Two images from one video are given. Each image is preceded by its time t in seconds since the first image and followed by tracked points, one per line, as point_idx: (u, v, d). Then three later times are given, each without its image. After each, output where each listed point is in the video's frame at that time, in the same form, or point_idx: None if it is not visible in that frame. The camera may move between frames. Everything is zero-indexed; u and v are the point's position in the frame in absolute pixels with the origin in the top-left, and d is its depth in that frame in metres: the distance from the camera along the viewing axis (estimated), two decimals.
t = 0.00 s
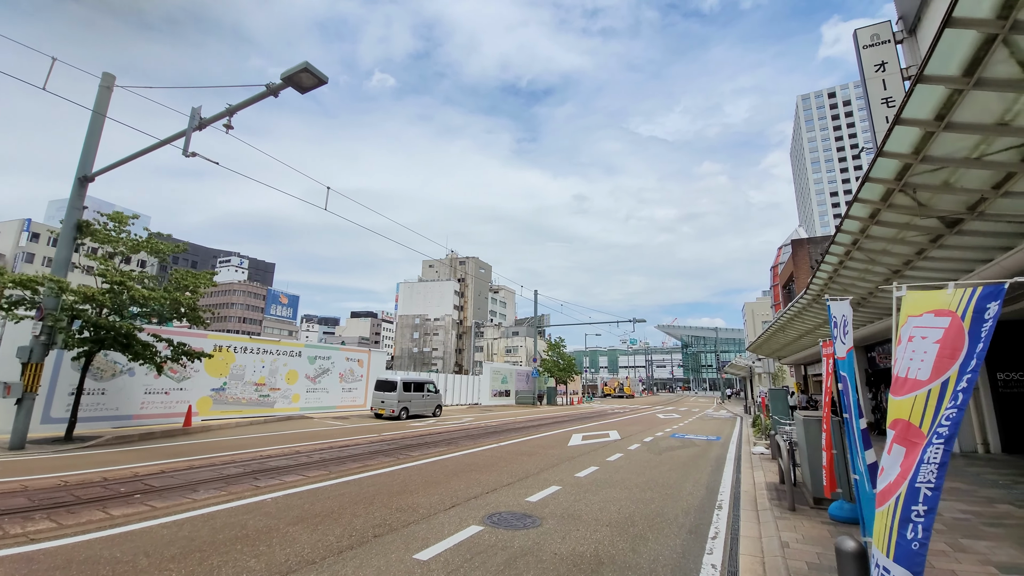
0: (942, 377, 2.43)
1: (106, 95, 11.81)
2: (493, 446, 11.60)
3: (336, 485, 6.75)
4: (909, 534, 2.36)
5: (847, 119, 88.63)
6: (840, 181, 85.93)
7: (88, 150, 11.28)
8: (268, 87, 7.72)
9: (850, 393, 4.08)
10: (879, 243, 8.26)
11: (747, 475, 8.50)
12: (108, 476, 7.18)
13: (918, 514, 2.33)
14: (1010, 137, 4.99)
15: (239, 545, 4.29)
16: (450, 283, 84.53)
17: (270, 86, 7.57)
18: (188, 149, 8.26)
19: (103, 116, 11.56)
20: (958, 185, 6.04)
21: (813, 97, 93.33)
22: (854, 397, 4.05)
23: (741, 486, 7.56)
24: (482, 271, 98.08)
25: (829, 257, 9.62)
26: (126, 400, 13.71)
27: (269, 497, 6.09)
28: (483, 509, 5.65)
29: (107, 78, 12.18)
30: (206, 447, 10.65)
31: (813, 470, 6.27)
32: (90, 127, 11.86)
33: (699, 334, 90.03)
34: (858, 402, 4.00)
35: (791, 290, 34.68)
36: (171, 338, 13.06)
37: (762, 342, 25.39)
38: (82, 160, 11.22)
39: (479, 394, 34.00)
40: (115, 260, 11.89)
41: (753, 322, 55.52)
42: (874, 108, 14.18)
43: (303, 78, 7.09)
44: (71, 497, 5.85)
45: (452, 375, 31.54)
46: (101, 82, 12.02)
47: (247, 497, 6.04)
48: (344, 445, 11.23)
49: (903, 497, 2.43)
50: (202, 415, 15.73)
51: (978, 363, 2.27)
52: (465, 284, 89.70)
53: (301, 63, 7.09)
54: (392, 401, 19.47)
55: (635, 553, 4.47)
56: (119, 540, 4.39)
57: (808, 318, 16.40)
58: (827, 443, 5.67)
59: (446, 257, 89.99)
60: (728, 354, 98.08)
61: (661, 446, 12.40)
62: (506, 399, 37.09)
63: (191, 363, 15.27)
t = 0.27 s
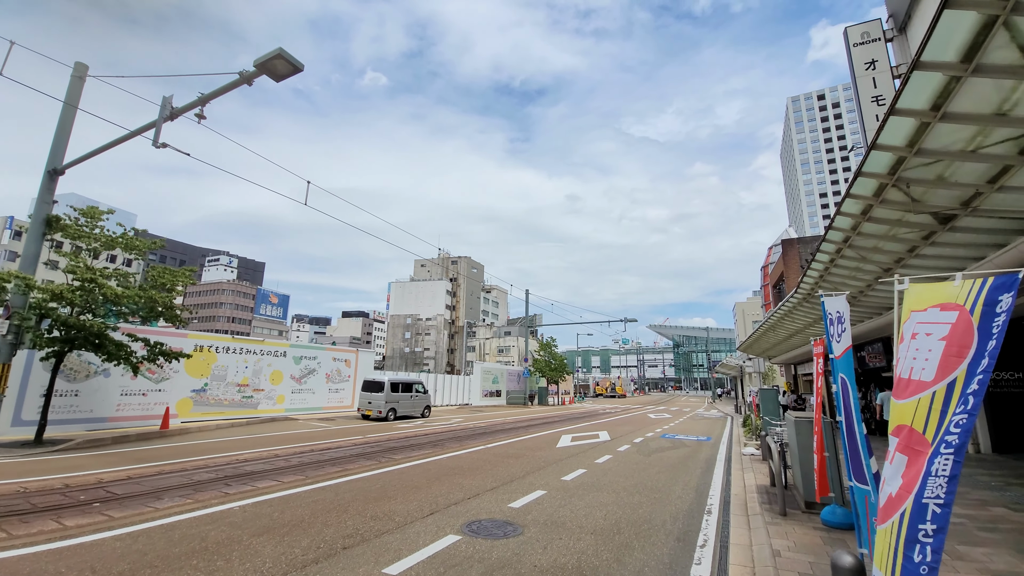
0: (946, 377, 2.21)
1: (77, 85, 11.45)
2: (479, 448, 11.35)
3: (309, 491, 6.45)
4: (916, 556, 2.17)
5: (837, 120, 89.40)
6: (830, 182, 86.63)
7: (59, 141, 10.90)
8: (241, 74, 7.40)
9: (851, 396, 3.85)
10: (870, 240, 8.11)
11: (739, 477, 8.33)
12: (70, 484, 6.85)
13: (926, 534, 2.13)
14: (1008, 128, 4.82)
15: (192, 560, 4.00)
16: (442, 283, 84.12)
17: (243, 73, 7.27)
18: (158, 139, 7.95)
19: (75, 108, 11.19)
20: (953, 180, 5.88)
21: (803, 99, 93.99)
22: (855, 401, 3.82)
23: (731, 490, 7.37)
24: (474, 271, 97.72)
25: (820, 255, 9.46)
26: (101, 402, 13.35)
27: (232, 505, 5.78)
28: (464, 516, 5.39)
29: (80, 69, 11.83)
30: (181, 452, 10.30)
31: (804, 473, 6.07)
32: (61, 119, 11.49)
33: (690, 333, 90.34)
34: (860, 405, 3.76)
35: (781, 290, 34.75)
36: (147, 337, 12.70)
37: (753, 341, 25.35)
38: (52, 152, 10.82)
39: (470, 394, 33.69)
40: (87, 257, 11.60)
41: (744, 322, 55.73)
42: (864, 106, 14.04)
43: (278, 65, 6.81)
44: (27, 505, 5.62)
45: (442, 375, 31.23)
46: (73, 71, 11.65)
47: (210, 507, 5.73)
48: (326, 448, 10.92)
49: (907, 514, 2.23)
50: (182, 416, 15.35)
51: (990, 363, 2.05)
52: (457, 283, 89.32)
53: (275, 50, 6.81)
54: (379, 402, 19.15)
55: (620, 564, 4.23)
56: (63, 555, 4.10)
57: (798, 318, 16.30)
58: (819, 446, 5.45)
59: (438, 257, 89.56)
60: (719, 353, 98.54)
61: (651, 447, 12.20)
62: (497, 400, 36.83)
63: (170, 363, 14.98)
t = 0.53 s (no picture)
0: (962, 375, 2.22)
1: (59, 76, 11.15)
2: (470, 449, 11.09)
3: (286, 495, 6.19)
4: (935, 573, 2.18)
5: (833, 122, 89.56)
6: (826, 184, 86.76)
7: (39, 133, 10.58)
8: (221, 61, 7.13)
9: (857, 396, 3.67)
10: (868, 237, 7.92)
11: (734, 479, 8.12)
12: (39, 486, 6.60)
13: (945, 552, 2.14)
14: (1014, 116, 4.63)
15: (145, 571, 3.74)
16: (438, 282, 83.73)
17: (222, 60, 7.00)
18: (135, 130, 7.67)
19: (56, 100, 10.90)
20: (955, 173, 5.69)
21: (799, 100, 94.09)
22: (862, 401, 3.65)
23: (726, 493, 7.16)
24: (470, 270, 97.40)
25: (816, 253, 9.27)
26: (83, 402, 13.04)
27: (199, 511, 5.52)
28: (446, 522, 5.15)
29: (61, 60, 11.52)
30: (162, 453, 10.02)
31: (800, 475, 5.87)
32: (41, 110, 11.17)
33: (687, 334, 90.28)
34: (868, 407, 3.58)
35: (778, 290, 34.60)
36: (130, 336, 12.48)
37: (749, 342, 25.20)
38: (32, 144, 10.50)
39: (464, 394, 33.42)
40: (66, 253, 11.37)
41: (740, 323, 55.62)
42: (862, 103, 13.86)
43: (257, 51, 6.54)
44: None
45: (436, 375, 30.93)
46: (54, 62, 11.34)
47: (171, 514, 5.48)
48: (313, 449, 10.65)
49: (925, 530, 2.23)
50: (167, 417, 15.08)
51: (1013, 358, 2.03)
52: (453, 283, 88.99)
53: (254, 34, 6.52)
54: (371, 402, 18.85)
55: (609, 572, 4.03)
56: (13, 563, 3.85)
57: (794, 318, 16.13)
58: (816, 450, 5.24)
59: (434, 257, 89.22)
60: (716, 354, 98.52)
61: (645, 449, 11.99)
62: (492, 400, 36.56)
63: (154, 362, 14.71)
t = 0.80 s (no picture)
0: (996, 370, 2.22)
1: (38, 67, 10.81)
2: (461, 449, 10.84)
3: (262, 500, 5.92)
4: None
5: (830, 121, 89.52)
6: (823, 183, 86.71)
7: (19, 125, 10.27)
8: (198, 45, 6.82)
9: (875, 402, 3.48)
10: (870, 232, 7.70)
11: (731, 481, 7.90)
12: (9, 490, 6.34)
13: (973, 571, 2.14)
14: None
15: None
16: (435, 281, 83.37)
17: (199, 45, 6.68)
18: (110, 119, 7.32)
19: (36, 91, 10.57)
20: (962, 161, 5.47)
21: (796, 99, 93.96)
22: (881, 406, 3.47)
23: (722, 495, 6.93)
24: (467, 269, 97.06)
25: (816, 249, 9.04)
26: (67, 402, 12.74)
27: (167, 518, 5.26)
28: (430, 528, 4.89)
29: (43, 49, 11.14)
30: (143, 454, 9.73)
31: (798, 477, 5.64)
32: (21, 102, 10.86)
33: (684, 333, 90.14)
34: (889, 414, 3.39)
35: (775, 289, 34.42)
36: (114, 333, 12.24)
37: (746, 341, 25.00)
38: (10, 137, 10.18)
39: (460, 393, 33.12)
40: (47, 249, 11.21)
41: (738, 322, 55.43)
42: (861, 98, 13.65)
43: (234, 35, 6.27)
44: None
45: (431, 375, 30.63)
46: (34, 52, 11.04)
47: (133, 522, 5.22)
48: (299, 449, 10.38)
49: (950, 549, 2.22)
50: (154, 417, 14.80)
51: None
52: (450, 282, 88.67)
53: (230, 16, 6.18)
54: (363, 402, 18.55)
55: None
56: None
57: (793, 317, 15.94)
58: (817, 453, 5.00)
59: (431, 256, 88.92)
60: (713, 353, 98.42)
61: (640, 449, 11.77)
62: (488, 399, 36.28)
63: (140, 360, 14.43)
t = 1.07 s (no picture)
0: None
1: (20, 61, 10.50)
2: (452, 451, 10.57)
3: (236, 506, 5.65)
4: None
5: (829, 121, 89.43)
6: (822, 184, 86.60)
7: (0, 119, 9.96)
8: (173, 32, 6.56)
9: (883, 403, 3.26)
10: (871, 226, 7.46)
11: (729, 484, 7.63)
12: None
13: None
14: None
15: None
16: (433, 282, 83.09)
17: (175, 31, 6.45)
18: (84, 110, 7.08)
19: (17, 85, 10.26)
20: (968, 149, 5.24)
21: (794, 100, 93.87)
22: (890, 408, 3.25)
23: (719, 499, 6.67)
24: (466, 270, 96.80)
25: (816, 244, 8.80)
26: (50, 404, 12.44)
27: (130, 526, 4.99)
28: (408, 536, 4.62)
29: (26, 42, 10.85)
30: (124, 457, 9.45)
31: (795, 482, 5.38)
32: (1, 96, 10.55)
33: (683, 334, 89.91)
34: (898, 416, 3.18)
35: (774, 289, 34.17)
36: (97, 333, 11.99)
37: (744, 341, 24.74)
38: None
39: (456, 394, 32.82)
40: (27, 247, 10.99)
41: (737, 323, 55.18)
42: (861, 93, 13.41)
43: (210, 21, 6.02)
44: None
45: (427, 375, 30.34)
46: (17, 46, 10.72)
47: (95, 530, 4.95)
48: (285, 452, 10.09)
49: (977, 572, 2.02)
50: (142, 418, 14.52)
51: None
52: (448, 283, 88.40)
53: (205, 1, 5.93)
54: (356, 403, 18.25)
55: None
56: None
57: (792, 316, 15.70)
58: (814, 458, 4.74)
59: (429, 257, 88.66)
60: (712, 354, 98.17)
61: (636, 450, 11.50)
62: (485, 400, 35.99)
63: (126, 359, 14.14)
